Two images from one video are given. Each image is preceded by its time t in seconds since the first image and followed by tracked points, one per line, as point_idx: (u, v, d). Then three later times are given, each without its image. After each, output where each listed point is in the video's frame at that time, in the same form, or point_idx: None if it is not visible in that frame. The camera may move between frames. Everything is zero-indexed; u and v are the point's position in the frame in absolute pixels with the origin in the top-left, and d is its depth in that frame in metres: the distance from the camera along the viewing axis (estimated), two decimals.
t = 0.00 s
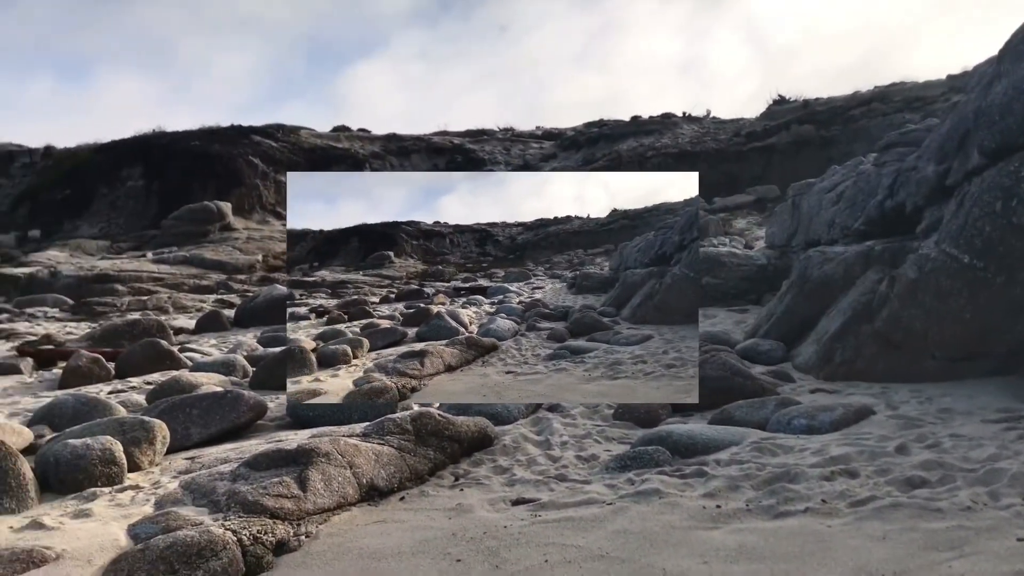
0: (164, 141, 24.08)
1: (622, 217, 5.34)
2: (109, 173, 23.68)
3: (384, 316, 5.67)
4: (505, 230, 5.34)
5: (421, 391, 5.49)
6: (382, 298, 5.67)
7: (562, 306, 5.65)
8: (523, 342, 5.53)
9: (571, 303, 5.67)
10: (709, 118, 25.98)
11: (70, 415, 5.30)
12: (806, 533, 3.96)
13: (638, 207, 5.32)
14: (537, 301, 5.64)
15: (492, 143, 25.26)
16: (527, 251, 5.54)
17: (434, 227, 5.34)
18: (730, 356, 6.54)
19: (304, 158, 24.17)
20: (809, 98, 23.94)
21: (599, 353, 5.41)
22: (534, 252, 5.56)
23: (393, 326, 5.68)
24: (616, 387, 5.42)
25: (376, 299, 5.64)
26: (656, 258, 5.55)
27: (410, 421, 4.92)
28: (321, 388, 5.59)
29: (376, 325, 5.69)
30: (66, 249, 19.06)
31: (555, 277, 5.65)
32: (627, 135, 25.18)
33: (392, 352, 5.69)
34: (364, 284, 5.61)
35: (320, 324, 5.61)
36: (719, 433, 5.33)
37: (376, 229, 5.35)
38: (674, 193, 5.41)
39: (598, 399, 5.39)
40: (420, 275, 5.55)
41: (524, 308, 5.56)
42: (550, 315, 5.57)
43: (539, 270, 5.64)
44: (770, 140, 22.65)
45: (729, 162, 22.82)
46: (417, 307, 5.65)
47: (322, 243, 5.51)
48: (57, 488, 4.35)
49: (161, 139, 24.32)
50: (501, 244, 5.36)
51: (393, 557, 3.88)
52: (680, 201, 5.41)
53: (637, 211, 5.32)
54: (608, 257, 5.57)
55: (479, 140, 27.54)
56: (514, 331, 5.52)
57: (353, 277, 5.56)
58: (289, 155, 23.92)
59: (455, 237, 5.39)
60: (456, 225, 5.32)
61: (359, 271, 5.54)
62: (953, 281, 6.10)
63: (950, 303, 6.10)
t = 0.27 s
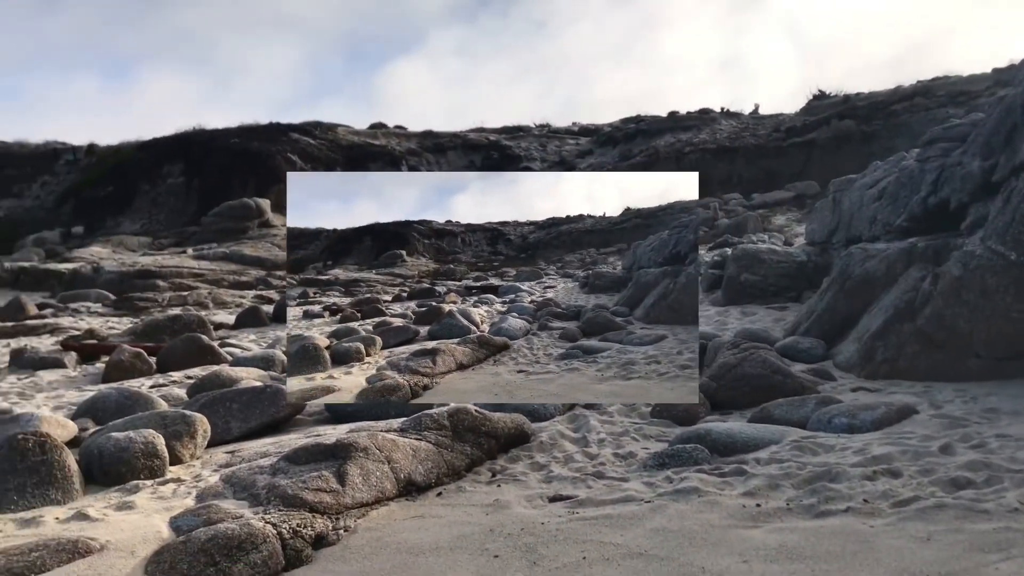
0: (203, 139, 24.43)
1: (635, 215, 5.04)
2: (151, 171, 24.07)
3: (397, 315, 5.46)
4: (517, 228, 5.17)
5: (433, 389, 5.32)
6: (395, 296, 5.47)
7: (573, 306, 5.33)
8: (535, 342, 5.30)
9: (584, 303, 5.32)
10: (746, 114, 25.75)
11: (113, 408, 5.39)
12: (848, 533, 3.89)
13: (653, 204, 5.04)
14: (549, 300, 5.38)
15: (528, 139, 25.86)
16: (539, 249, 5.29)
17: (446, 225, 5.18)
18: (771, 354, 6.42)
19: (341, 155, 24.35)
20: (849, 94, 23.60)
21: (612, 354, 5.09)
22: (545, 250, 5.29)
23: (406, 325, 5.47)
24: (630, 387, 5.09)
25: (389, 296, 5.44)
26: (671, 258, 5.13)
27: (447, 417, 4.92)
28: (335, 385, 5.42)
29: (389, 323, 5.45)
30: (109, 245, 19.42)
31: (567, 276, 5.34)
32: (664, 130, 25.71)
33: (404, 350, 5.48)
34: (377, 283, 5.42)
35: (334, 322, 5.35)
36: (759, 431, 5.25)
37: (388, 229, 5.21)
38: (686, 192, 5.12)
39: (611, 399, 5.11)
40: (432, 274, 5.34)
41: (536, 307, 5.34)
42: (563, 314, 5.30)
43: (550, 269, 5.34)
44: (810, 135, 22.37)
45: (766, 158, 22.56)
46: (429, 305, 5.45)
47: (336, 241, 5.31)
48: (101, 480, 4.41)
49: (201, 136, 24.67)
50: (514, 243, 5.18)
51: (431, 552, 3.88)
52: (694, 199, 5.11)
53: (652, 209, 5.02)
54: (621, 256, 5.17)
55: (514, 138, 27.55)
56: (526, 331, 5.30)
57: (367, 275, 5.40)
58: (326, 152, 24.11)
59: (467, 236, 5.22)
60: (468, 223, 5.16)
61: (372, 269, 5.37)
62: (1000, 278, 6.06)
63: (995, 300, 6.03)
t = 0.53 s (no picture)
0: (238, 137, 24.70)
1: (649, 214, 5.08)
2: (186, 169, 24.37)
3: (409, 313, 5.42)
4: (529, 227, 5.20)
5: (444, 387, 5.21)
6: (406, 295, 5.45)
7: (585, 306, 5.31)
8: (547, 341, 5.24)
9: (596, 303, 5.31)
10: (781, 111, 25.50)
11: (149, 402, 5.45)
12: (885, 534, 3.82)
13: (665, 204, 5.07)
14: (561, 299, 5.36)
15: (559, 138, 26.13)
16: (550, 249, 5.31)
17: (458, 224, 5.18)
18: (807, 353, 6.29)
19: (373, 153, 24.45)
20: (886, 91, 23.27)
21: (625, 354, 5.03)
22: (555, 250, 5.31)
23: (417, 323, 5.38)
24: (643, 388, 5.04)
25: (401, 295, 5.42)
26: (685, 258, 5.11)
27: (479, 414, 4.91)
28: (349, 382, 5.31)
29: (400, 321, 5.40)
30: (145, 241, 19.69)
31: (579, 275, 5.34)
32: (698, 127, 25.47)
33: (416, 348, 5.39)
34: (388, 283, 5.43)
35: (345, 319, 5.34)
36: (794, 431, 5.19)
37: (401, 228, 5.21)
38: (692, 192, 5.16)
39: (624, 400, 5.02)
40: (443, 273, 5.34)
41: (547, 306, 5.31)
42: (575, 314, 5.28)
43: (561, 268, 5.36)
44: (846, 133, 22.07)
45: (801, 155, 22.32)
46: (441, 304, 5.40)
47: (348, 241, 5.33)
48: (139, 473, 4.46)
49: (235, 134, 24.94)
50: (525, 242, 5.22)
51: (463, 549, 3.89)
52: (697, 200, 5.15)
53: (664, 208, 5.06)
54: (633, 255, 5.20)
55: (545, 136, 27.51)
56: (538, 330, 5.25)
57: (378, 275, 5.42)
58: (358, 150, 24.24)
59: (478, 235, 5.24)
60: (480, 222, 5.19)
61: (382, 269, 5.39)
62: None
63: None
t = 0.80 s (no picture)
0: (266, 134, 24.91)
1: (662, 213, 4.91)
2: (217, 166, 24.60)
3: (420, 311, 5.19)
4: (540, 226, 4.90)
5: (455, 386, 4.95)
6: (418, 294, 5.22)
7: (597, 305, 5.07)
8: (558, 341, 5.00)
9: (607, 302, 5.06)
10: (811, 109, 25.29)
11: (179, 396, 5.51)
12: (917, 537, 3.76)
13: (679, 202, 4.91)
14: (571, 298, 5.10)
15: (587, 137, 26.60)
16: (562, 247, 5.00)
17: (469, 223, 4.91)
18: (838, 353, 6.21)
19: (401, 150, 24.50)
20: (919, 88, 22.97)
21: (637, 354, 4.90)
22: (567, 248, 5.01)
23: (429, 321, 5.15)
24: (655, 388, 4.94)
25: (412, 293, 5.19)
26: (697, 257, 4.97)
27: (506, 411, 4.91)
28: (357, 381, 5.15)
29: (411, 319, 5.17)
30: (176, 237, 19.94)
31: (590, 274, 5.08)
32: (728, 125, 25.23)
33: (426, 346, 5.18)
34: (401, 280, 5.20)
35: (358, 318, 5.08)
36: (823, 432, 5.13)
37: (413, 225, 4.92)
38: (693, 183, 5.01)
39: (636, 400, 4.91)
40: (454, 271, 5.10)
41: (558, 306, 5.04)
42: (586, 313, 5.03)
43: (573, 267, 5.07)
44: (877, 130, 21.82)
45: (831, 153, 22.10)
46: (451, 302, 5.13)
47: (360, 238, 5.07)
48: (169, 468, 4.50)
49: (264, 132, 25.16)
50: (536, 241, 4.91)
51: (490, 545, 3.89)
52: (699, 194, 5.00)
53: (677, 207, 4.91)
54: (646, 255, 4.97)
55: (571, 134, 27.45)
56: (549, 329, 4.98)
57: (391, 272, 5.17)
58: (386, 147, 24.36)
59: (489, 233, 4.96)
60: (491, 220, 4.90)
61: (396, 266, 5.13)
62: None
63: None
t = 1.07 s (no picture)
0: (295, 131, 25.11)
1: (677, 211, 4.81)
2: (247, 162, 24.81)
3: (432, 310, 5.04)
4: (553, 224, 4.89)
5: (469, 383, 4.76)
6: (432, 291, 5.10)
7: (611, 303, 5.01)
8: (571, 339, 4.93)
9: (621, 301, 5.00)
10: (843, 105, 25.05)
11: (210, 390, 5.57)
12: (949, 537, 3.71)
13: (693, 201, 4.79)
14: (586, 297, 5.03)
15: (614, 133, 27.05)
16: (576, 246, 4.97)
17: (482, 221, 4.90)
18: (868, 350, 6.13)
19: (429, 146, 24.54)
20: (952, 84, 22.64)
21: (651, 353, 4.82)
22: (581, 246, 4.95)
23: (442, 319, 4.98)
24: (672, 388, 4.82)
25: (425, 291, 5.09)
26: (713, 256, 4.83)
27: (534, 407, 4.91)
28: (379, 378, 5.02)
29: (424, 317, 5.01)
30: (207, 232, 20.15)
31: (604, 273, 4.98)
32: (757, 121, 25.04)
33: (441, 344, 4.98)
34: (413, 278, 5.13)
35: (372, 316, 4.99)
36: (854, 430, 5.07)
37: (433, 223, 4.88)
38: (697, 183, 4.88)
39: (651, 400, 4.79)
40: (467, 269, 5.07)
41: (572, 304, 5.01)
42: (599, 311, 5.00)
43: (586, 265, 4.99)
44: (909, 127, 21.54)
45: (862, 150, 21.85)
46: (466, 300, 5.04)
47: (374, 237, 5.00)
48: (200, 461, 4.54)
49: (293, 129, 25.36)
50: (549, 240, 4.91)
51: (517, 541, 3.89)
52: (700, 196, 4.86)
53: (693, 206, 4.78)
54: (660, 253, 4.87)
55: (598, 131, 27.37)
56: (562, 328, 4.95)
57: (404, 271, 5.09)
58: (413, 143, 24.46)
59: (502, 232, 4.95)
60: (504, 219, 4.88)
61: (408, 264, 5.05)
62: None
63: None
